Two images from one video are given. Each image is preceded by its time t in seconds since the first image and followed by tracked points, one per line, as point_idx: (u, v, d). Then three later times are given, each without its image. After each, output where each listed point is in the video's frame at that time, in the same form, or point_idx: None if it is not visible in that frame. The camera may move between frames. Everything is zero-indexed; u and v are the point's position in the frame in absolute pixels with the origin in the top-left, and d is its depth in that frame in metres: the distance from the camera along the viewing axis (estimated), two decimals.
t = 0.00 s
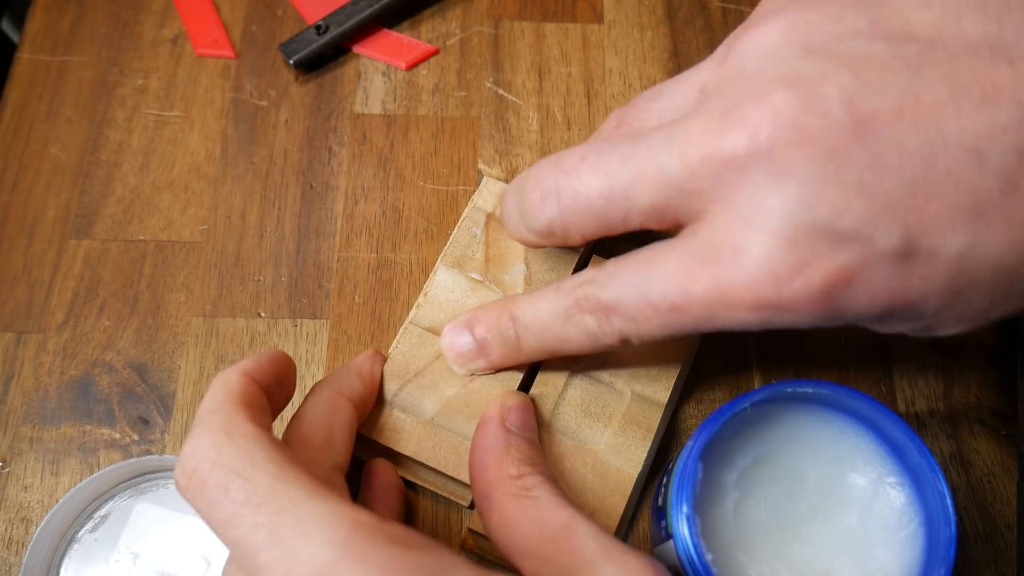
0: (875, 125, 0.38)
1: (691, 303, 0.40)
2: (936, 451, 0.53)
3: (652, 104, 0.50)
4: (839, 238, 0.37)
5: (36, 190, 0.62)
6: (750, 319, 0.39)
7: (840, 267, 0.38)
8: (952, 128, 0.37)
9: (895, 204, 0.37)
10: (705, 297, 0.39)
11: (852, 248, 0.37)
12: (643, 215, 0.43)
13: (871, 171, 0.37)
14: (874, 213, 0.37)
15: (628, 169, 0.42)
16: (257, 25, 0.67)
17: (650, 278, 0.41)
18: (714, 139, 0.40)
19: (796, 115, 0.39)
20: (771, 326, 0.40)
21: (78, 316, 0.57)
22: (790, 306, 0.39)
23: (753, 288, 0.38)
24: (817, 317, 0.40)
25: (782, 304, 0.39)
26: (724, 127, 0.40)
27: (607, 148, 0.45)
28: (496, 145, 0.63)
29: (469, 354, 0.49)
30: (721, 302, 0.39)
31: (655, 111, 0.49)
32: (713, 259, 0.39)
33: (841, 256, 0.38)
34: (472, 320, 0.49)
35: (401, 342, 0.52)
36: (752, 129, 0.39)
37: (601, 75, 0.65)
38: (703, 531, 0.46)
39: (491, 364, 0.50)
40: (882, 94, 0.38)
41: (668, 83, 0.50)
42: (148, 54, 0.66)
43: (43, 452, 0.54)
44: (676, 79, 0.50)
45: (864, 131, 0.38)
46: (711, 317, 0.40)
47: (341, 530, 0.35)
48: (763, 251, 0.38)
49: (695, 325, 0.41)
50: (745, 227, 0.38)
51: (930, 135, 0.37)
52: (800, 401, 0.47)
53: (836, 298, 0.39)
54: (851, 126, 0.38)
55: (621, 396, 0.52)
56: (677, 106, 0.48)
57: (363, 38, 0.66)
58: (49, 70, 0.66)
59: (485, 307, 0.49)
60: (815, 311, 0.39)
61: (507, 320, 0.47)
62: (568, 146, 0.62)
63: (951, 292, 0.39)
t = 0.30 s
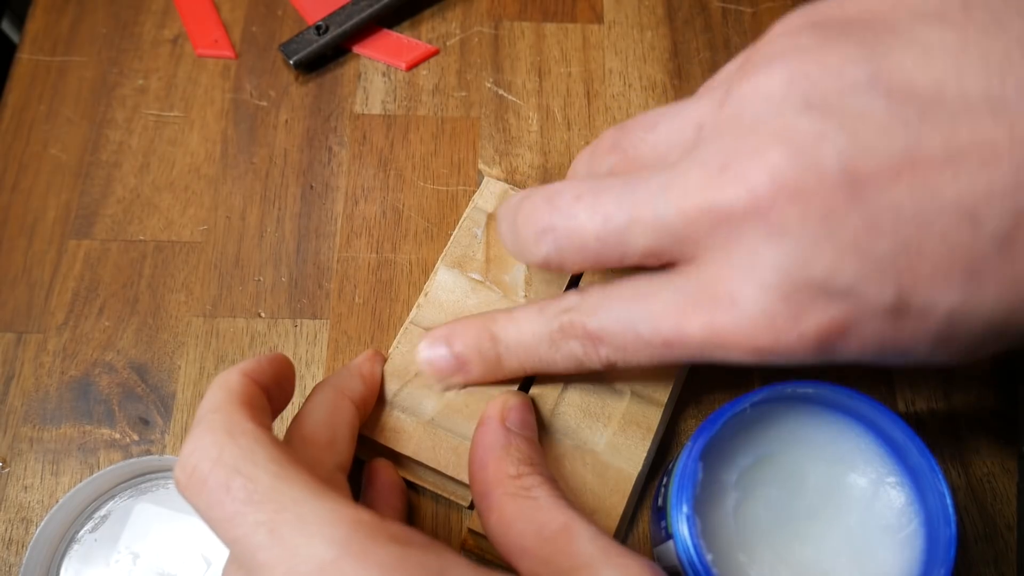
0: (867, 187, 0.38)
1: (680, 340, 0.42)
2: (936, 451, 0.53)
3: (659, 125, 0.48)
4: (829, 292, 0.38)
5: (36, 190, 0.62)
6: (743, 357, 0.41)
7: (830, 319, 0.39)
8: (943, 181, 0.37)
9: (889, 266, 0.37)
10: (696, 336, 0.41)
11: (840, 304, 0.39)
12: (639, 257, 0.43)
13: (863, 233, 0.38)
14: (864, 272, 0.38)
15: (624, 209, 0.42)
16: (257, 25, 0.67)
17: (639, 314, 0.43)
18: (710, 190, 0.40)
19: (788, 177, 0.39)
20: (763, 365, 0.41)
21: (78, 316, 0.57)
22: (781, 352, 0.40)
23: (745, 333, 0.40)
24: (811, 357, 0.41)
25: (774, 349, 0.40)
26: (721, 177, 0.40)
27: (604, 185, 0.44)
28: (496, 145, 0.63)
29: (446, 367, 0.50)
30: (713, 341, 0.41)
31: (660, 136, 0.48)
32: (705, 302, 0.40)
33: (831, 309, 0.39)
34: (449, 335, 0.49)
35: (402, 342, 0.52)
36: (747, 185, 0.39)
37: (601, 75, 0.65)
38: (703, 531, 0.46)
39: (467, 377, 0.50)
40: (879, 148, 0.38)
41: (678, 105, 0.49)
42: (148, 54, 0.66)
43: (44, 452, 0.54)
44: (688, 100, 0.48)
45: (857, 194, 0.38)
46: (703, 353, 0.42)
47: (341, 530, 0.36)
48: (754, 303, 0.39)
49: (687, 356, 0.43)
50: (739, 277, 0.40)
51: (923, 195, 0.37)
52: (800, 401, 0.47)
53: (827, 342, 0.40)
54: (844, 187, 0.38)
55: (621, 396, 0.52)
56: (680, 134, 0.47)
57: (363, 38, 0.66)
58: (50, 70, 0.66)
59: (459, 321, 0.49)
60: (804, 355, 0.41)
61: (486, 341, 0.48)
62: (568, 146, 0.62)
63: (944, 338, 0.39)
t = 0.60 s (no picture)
0: (872, 81, 0.38)
1: (694, 279, 0.39)
2: (936, 451, 0.53)
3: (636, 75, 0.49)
4: (841, 195, 0.37)
5: (36, 190, 0.62)
6: (756, 288, 0.39)
7: (845, 224, 0.37)
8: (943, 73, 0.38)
9: (896, 158, 0.37)
10: (711, 269, 0.39)
11: (853, 204, 0.37)
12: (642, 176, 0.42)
13: (873, 126, 0.37)
14: (874, 169, 0.37)
15: (633, 131, 0.42)
16: (257, 25, 0.67)
17: (649, 258, 0.40)
18: (715, 101, 0.40)
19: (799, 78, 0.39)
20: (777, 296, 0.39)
21: (78, 316, 0.57)
22: (798, 270, 0.38)
23: (761, 254, 0.38)
24: (823, 283, 0.39)
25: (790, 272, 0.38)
26: (725, 92, 0.40)
27: (609, 113, 0.44)
28: (496, 145, 0.63)
29: (469, 374, 0.49)
30: (729, 272, 0.39)
31: (643, 80, 0.48)
32: (715, 233, 0.39)
33: (845, 213, 0.37)
34: (469, 338, 0.48)
35: (402, 342, 0.52)
36: (756, 92, 0.39)
37: (601, 75, 0.65)
38: (703, 531, 0.46)
39: (489, 381, 0.49)
40: (882, 56, 0.39)
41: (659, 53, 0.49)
42: (148, 54, 0.66)
43: (43, 452, 0.54)
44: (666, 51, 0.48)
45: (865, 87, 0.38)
46: (717, 292, 0.39)
47: (338, 539, 0.35)
48: (771, 216, 0.38)
49: (700, 301, 0.40)
50: (754, 190, 0.38)
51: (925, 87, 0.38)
52: (800, 401, 0.47)
53: (839, 263, 0.38)
54: (852, 88, 0.38)
55: (621, 396, 0.51)
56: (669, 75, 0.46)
57: (363, 38, 0.66)
58: (49, 70, 0.66)
59: (483, 323, 0.48)
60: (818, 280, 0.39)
61: (503, 329, 0.46)
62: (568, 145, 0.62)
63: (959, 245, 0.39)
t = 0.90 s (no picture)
0: (796, 38, 0.39)
1: (643, 246, 0.40)
2: (936, 451, 0.53)
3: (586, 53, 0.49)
4: (772, 148, 0.38)
5: (36, 190, 0.62)
6: (700, 249, 0.39)
7: (779, 177, 0.38)
8: (876, 27, 0.38)
9: (820, 111, 0.38)
10: (654, 234, 0.40)
11: (784, 158, 0.38)
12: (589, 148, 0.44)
13: (794, 82, 0.38)
14: (798, 121, 0.38)
15: (575, 107, 0.43)
16: (257, 25, 0.67)
17: (603, 233, 0.41)
18: (649, 73, 0.42)
19: (728, 44, 0.40)
20: (721, 255, 0.40)
21: (78, 316, 0.57)
22: (735, 227, 0.39)
23: (693, 217, 0.39)
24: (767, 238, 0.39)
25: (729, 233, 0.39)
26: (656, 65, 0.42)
27: (551, 92, 0.45)
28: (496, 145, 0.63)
29: (454, 368, 0.49)
30: (672, 234, 0.39)
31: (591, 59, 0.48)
32: (659, 202, 0.40)
33: (778, 166, 0.38)
34: (450, 334, 0.49)
35: (402, 341, 0.52)
36: (683, 56, 0.41)
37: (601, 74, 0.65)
38: (703, 531, 0.45)
39: (476, 376, 0.49)
40: (806, 17, 0.39)
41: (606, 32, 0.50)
42: (148, 54, 0.66)
43: (43, 452, 0.54)
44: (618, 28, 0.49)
45: (785, 54, 0.39)
46: (664, 255, 0.40)
47: (335, 538, 0.36)
48: (706, 172, 0.39)
49: (655, 267, 0.41)
50: (691, 152, 0.39)
51: (850, 39, 0.38)
52: (800, 401, 0.47)
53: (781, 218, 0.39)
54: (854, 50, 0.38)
55: (621, 396, 0.52)
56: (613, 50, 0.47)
57: (363, 38, 0.66)
58: (49, 70, 0.66)
59: (462, 318, 0.49)
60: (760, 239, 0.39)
61: (481, 323, 0.47)
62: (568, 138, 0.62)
63: (897, 191, 0.38)
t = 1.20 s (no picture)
0: (735, 97, 0.35)
1: (592, 310, 0.36)
2: (936, 451, 0.53)
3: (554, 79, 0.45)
4: (716, 214, 0.35)
5: (36, 190, 0.62)
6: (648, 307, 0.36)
7: (722, 244, 0.35)
8: (813, 84, 0.34)
9: (759, 175, 0.34)
10: (595, 292, 0.36)
11: (728, 224, 0.35)
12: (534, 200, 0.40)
13: (735, 144, 0.34)
14: (741, 184, 0.34)
15: (517, 157, 0.39)
16: (257, 25, 0.67)
17: (547, 290, 0.38)
18: (589, 123, 0.38)
19: (663, 95, 0.36)
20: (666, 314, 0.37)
21: (78, 316, 0.57)
22: (682, 290, 0.36)
23: (638, 279, 0.35)
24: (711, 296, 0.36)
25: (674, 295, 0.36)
26: (595, 116, 0.38)
27: (499, 138, 0.41)
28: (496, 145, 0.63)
29: (391, 424, 0.47)
30: (615, 297, 0.36)
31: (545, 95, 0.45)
32: (600, 264, 0.36)
33: (721, 233, 0.35)
34: (386, 392, 0.46)
35: (402, 341, 0.52)
36: (621, 113, 0.37)
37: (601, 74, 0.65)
38: (703, 532, 0.45)
39: (412, 431, 0.47)
40: (743, 73, 0.35)
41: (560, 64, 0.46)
42: (148, 54, 0.66)
43: (44, 453, 0.54)
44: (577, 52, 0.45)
45: (726, 105, 0.35)
46: (607, 314, 0.37)
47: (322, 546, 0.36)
48: (648, 234, 0.35)
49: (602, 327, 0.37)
50: (631, 215, 0.36)
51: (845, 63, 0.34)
52: (801, 401, 0.47)
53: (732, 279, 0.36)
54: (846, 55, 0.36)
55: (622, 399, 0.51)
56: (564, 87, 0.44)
57: (363, 38, 0.66)
58: (50, 70, 0.66)
59: (393, 375, 0.46)
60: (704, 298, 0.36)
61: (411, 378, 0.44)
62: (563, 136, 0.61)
63: (841, 255, 0.35)
